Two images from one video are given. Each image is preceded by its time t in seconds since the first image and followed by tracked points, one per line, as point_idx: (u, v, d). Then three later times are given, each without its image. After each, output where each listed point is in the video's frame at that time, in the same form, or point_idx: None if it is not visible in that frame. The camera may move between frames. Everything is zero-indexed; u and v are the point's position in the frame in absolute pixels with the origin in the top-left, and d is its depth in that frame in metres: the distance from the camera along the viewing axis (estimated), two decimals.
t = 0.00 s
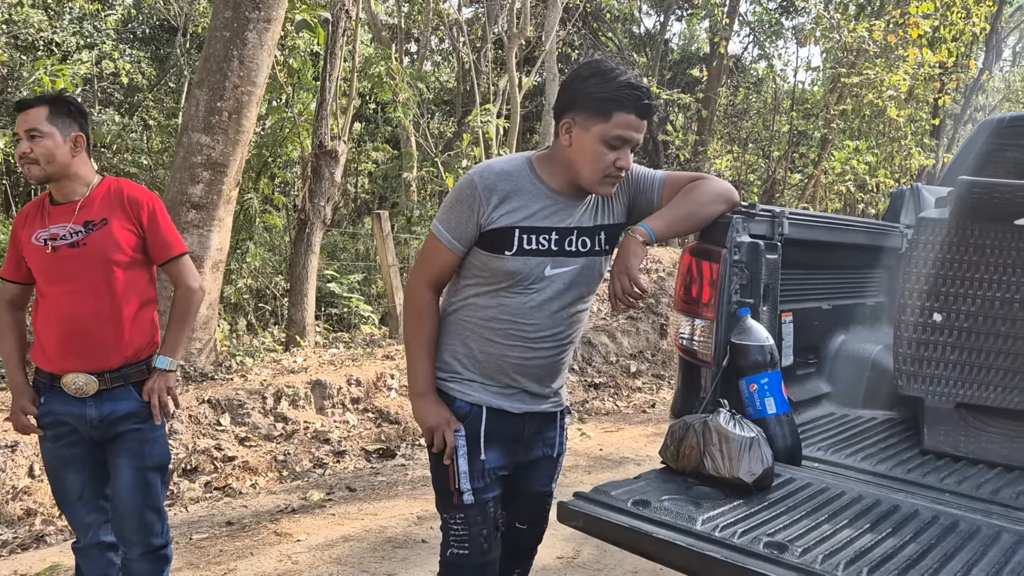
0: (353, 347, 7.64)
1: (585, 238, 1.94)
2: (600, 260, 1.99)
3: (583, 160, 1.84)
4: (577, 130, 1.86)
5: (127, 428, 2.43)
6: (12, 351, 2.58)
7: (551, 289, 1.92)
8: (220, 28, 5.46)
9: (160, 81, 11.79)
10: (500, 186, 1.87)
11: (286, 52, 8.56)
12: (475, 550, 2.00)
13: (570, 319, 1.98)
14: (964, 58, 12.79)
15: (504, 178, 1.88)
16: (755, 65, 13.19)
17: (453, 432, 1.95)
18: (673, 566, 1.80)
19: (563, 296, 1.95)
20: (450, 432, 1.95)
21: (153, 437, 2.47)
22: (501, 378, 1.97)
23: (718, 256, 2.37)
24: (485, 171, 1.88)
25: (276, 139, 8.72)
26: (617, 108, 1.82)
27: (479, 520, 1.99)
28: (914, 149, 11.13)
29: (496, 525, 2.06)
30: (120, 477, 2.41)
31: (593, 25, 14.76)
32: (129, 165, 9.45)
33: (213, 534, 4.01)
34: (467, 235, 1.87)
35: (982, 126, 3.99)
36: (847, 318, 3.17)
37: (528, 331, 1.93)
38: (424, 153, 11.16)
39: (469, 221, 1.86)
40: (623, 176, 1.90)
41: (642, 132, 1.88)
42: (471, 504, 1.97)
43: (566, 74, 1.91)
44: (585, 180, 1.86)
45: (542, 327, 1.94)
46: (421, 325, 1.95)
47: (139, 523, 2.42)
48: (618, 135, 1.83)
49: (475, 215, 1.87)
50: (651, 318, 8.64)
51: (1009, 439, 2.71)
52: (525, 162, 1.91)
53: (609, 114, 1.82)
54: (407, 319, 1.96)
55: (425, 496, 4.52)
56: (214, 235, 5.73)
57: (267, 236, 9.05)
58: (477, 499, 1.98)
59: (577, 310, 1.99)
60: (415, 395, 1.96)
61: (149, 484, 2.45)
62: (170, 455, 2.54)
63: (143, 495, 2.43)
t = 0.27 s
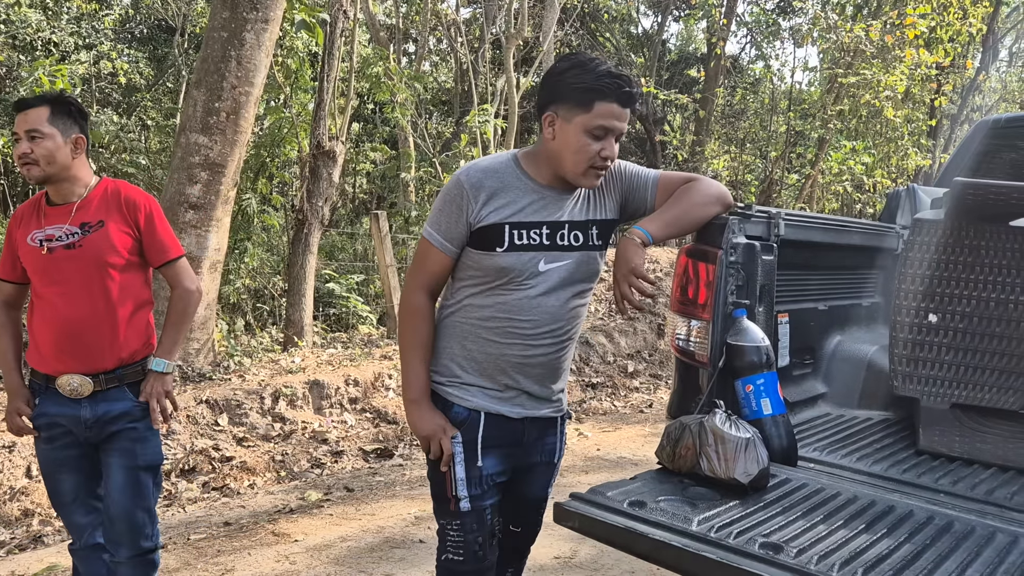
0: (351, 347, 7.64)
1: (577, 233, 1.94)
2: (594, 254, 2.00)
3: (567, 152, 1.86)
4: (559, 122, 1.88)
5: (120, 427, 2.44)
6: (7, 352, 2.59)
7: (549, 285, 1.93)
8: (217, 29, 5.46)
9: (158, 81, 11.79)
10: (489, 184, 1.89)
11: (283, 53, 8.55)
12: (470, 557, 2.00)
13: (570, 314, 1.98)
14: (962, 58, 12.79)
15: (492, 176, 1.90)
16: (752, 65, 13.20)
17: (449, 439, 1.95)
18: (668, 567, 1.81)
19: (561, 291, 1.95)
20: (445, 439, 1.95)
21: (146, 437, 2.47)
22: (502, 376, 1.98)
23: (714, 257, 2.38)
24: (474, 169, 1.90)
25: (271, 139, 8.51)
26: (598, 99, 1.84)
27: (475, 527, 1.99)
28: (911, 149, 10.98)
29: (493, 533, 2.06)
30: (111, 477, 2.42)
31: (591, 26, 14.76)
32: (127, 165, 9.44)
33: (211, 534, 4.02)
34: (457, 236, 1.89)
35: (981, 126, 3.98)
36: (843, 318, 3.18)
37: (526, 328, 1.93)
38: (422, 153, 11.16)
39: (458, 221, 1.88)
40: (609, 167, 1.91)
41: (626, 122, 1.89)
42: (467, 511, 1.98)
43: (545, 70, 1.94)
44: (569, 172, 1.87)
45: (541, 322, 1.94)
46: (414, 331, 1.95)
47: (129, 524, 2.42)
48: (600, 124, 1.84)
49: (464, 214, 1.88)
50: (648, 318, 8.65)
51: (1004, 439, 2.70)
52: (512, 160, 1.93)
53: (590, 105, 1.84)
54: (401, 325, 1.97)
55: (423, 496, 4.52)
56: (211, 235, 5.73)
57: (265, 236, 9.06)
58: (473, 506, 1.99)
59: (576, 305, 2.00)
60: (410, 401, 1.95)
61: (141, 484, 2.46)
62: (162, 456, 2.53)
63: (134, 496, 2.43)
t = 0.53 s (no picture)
0: (349, 347, 7.63)
1: (575, 229, 1.94)
2: (597, 252, 2.00)
3: (560, 147, 1.86)
4: (550, 117, 1.88)
5: (117, 425, 2.43)
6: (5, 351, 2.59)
7: (549, 286, 1.92)
8: (215, 28, 5.45)
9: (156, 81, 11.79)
10: (481, 186, 1.89)
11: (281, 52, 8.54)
12: (469, 569, 2.00)
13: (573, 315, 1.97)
14: (960, 58, 12.80)
15: (483, 177, 1.90)
16: (750, 65, 13.22)
17: (448, 450, 1.95)
18: (667, 567, 1.81)
19: (562, 292, 1.94)
20: (444, 450, 1.95)
21: (143, 435, 2.46)
22: (505, 379, 1.97)
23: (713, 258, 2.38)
24: (463, 173, 1.90)
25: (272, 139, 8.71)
26: (588, 90, 1.84)
27: (474, 542, 2.00)
28: (908, 148, 10.99)
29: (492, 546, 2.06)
30: (107, 475, 2.41)
31: (589, 25, 14.75)
32: (124, 165, 9.43)
33: (209, 534, 4.02)
34: (447, 241, 1.89)
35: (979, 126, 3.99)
36: (841, 319, 3.18)
37: (527, 329, 1.92)
38: (420, 153, 11.15)
39: (449, 225, 1.88)
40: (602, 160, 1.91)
41: (618, 111, 1.89)
42: (467, 525, 1.98)
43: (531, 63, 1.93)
44: (564, 169, 1.87)
45: (543, 323, 1.92)
46: (403, 338, 1.96)
47: (124, 523, 2.40)
48: (593, 117, 1.84)
49: (455, 218, 1.88)
50: (646, 318, 8.65)
51: (1001, 439, 2.70)
52: (502, 159, 1.93)
53: (581, 98, 1.84)
54: (392, 331, 1.97)
55: (421, 496, 4.52)
56: (209, 235, 5.72)
57: (263, 236, 9.05)
58: (473, 518, 1.99)
59: (580, 306, 1.98)
60: (403, 411, 1.96)
61: (137, 483, 2.44)
62: (160, 456, 2.52)
63: (130, 494, 2.42)
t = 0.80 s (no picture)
0: (348, 346, 7.64)
1: (576, 232, 1.94)
2: (599, 256, 1.99)
3: (564, 151, 1.86)
4: (553, 122, 1.87)
5: (118, 434, 2.43)
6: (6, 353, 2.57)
7: (548, 290, 1.91)
8: (214, 28, 5.44)
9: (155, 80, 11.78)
10: (481, 190, 1.89)
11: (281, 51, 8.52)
12: None
13: (573, 323, 1.95)
14: (958, 58, 12.81)
15: (482, 181, 1.89)
16: (749, 65, 13.23)
17: (440, 458, 1.96)
18: (668, 567, 1.81)
19: (561, 297, 1.93)
20: (436, 459, 1.96)
21: (144, 445, 2.45)
22: (504, 383, 1.96)
23: (712, 258, 2.39)
24: (461, 177, 1.90)
25: (272, 139, 8.60)
26: (592, 94, 1.84)
27: (468, 552, 1.99)
28: (907, 149, 11.00)
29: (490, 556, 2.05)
30: (107, 484, 2.40)
31: (588, 25, 14.72)
32: (124, 164, 9.44)
33: (207, 534, 4.02)
34: (445, 245, 1.89)
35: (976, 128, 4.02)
36: (841, 319, 3.18)
37: (526, 335, 1.91)
38: (419, 152, 11.14)
39: (447, 229, 1.88)
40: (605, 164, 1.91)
41: (621, 114, 1.90)
42: (461, 535, 1.97)
43: (532, 64, 1.93)
44: (567, 173, 1.87)
45: (541, 329, 1.92)
46: (395, 344, 1.97)
47: (121, 533, 2.40)
48: (597, 122, 1.85)
49: (453, 222, 1.88)
50: (645, 318, 8.66)
51: (1000, 439, 2.70)
52: (502, 163, 1.93)
53: (585, 102, 1.84)
54: (382, 340, 1.99)
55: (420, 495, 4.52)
56: (209, 235, 5.72)
57: (262, 235, 9.06)
58: (468, 530, 1.98)
59: (580, 313, 1.96)
60: (394, 420, 1.97)
61: (137, 493, 2.43)
62: (161, 466, 2.51)
63: (129, 505, 2.41)
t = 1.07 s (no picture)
0: (348, 346, 7.64)
1: (578, 229, 1.93)
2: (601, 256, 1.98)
3: (571, 146, 1.86)
4: (561, 114, 1.87)
5: (124, 441, 2.42)
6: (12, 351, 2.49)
7: (549, 286, 1.90)
8: (214, 27, 5.44)
9: (155, 80, 11.77)
10: (484, 185, 1.89)
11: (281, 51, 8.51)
12: None
13: (573, 320, 1.94)
14: (959, 57, 12.81)
15: (485, 177, 1.90)
16: (749, 64, 13.23)
17: (431, 457, 1.97)
18: (670, 566, 1.81)
19: (562, 294, 1.91)
20: (427, 457, 1.97)
21: (149, 454, 2.45)
22: (502, 381, 1.95)
23: (713, 257, 2.39)
24: (464, 172, 1.90)
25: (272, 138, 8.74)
26: (600, 89, 1.85)
27: (459, 550, 2.01)
28: (907, 148, 11.00)
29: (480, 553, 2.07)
30: (111, 492, 2.40)
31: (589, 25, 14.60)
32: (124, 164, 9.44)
33: (209, 534, 4.01)
34: (445, 238, 1.90)
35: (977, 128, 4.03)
36: (841, 318, 3.19)
37: (525, 332, 1.90)
38: (419, 151, 11.14)
39: (448, 224, 1.88)
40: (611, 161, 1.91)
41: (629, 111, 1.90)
42: (452, 534, 1.99)
43: (541, 59, 1.93)
44: (572, 168, 1.87)
45: (541, 326, 1.90)
46: (395, 335, 1.97)
47: (124, 541, 2.41)
48: (605, 117, 1.85)
49: (454, 216, 1.89)
50: (645, 317, 8.66)
51: (1000, 437, 2.70)
52: (505, 160, 1.94)
53: (594, 97, 1.84)
54: (385, 328, 1.99)
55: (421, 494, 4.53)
56: (209, 234, 5.73)
57: (262, 235, 9.06)
58: (458, 528, 1.99)
59: (580, 311, 1.95)
60: (389, 414, 1.99)
61: (140, 503, 2.44)
62: (165, 474, 2.52)
63: (131, 514, 2.42)
